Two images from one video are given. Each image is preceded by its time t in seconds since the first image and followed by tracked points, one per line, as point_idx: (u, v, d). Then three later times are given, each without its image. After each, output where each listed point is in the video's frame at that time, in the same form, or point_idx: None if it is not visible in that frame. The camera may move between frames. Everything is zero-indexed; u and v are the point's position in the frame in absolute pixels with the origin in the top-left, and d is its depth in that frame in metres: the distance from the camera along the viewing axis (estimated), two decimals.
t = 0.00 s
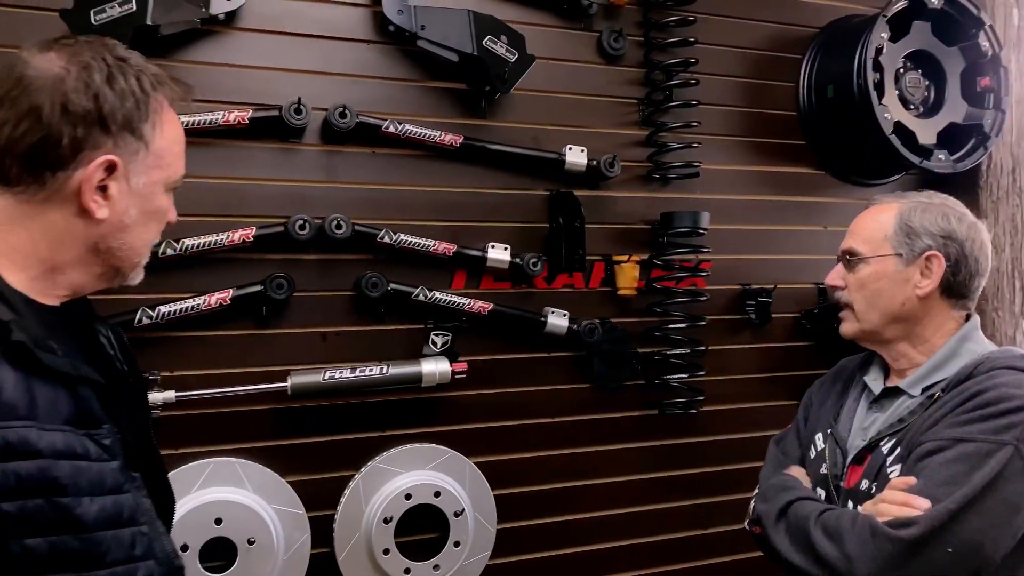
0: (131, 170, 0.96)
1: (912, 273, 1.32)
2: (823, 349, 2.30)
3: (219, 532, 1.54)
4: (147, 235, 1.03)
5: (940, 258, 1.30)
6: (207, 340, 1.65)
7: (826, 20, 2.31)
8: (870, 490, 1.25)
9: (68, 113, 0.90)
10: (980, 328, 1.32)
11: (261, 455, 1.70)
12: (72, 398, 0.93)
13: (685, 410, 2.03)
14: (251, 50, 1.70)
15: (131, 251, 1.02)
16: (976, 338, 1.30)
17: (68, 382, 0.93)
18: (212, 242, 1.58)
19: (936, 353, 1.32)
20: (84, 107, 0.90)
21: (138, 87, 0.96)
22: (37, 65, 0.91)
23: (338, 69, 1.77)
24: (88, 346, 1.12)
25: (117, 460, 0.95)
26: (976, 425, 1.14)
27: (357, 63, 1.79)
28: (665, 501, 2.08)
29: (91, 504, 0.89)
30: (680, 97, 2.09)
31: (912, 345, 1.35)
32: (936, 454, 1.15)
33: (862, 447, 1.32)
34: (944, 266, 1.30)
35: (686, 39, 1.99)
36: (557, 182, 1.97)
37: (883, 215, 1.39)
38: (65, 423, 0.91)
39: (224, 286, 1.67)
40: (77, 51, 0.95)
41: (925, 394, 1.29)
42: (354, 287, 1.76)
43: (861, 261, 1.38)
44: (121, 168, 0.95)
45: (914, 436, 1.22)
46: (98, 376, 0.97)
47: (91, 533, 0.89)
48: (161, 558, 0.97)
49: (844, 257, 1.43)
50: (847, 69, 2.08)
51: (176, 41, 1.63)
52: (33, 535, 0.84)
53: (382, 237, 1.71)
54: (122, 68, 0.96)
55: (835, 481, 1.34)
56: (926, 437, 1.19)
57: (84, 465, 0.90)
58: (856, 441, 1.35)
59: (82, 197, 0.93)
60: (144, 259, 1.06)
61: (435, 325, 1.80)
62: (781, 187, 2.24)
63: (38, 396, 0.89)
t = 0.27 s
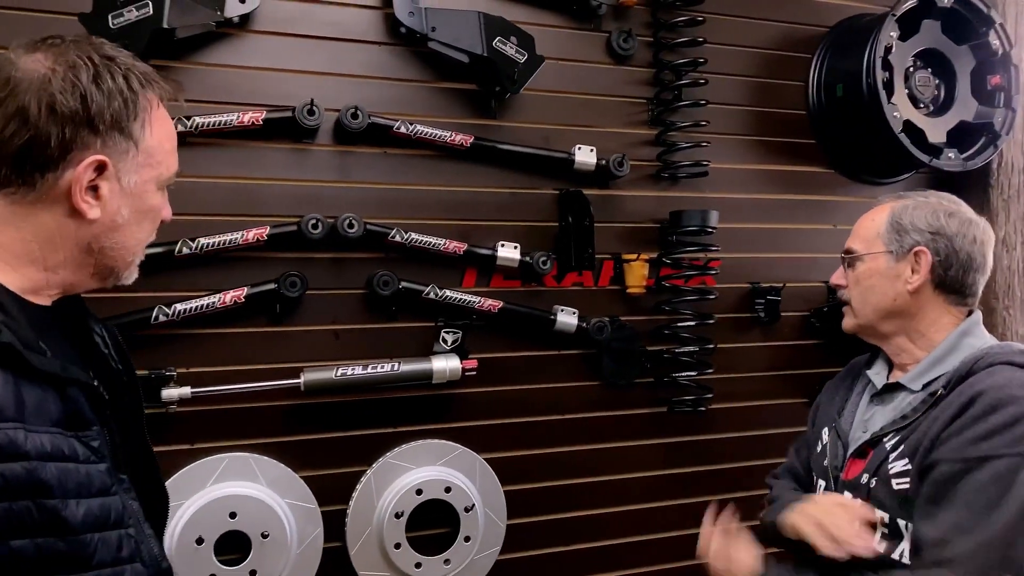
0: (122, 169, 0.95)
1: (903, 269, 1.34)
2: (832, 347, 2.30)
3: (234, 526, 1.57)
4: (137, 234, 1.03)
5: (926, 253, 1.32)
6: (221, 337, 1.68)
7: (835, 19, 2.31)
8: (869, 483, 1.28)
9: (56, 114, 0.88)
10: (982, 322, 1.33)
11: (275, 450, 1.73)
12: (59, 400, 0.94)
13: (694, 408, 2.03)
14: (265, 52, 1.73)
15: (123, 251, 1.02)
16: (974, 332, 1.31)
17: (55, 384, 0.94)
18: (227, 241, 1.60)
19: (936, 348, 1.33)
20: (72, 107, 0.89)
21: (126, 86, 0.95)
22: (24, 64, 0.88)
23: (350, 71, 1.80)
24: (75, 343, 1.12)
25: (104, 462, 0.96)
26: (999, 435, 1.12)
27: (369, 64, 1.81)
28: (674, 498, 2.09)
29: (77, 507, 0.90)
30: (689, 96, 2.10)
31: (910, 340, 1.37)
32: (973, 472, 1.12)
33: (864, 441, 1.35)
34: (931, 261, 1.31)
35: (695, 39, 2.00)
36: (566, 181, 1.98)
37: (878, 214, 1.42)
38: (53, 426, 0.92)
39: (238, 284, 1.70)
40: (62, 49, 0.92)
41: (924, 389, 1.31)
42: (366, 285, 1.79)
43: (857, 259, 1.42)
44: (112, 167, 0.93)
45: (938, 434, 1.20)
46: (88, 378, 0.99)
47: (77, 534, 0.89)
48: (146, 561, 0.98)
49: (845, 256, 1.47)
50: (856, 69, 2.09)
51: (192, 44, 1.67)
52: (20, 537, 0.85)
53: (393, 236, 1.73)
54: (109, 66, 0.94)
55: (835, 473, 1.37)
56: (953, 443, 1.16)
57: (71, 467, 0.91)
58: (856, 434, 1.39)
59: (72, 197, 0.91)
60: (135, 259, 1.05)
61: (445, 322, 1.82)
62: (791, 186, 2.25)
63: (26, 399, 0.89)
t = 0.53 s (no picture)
0: (122, 161, 0.96)
1: (898, 266, 1.36)
2: (838, 344, 2.31)
3: (245, 519, 1.60)
4: (143, 227, 1.04)
5: (922, 252, 1.33)
6: (233, 334, 1.71)
7: (841, 18, 2.32)
8: (866, 482, 1.29)
9: (54, 109, 0.89)
10: (975, 319, 1.34)
11: (285, 445, 1.75)
12: (78, 391, 0.96)
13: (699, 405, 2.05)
14: (275, 53, 1.76)
15: (131, 244, 1.04)
16: (968, 328, 1.33)
17: (73, 375, 0.97)
18: (237, 239, 1.63)
19: (929, 344, 1.35)
20: (69, 102, 0.90)
21: (123, 80, 0.96)
22: (22, 61, 0.90)
23: (359, 71, 1.82)
24: (81, 334, 1.13)
25: (123, 450, 0.99)
26: None
27: (378, 65, 1.84)
28: (680, 494, 2.11)
29: (101, 494, 0.93)
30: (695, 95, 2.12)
31: (900, 334, 1.40)
32: None
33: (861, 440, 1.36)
34: (926, 261, 1.33)
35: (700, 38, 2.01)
36: (573, 180, 2.00)
37: (879, 209, 1.43)
38: (74, 416, 0.94)
39: (249, 281, 1.72)
40: (59, 45, 0.93)
41: (917, 386, 1.32)
42: (374, 283, 1.81)
43: (855, 253, 1.44)
44: (112, 160, 0.95)
45: (977, 450, 1.15)
46: (104, 369, 1.01)
47: (102, 521, 0.92)
48: (171, 544, 1.01)
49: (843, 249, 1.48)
50: (861, 66, 2.09)
51: (203, 45, 1.69)
52: (48, 525, 0.88)
53: (401, 234, 1.75)
54: (105, 60, 0.95)
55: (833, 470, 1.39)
56: (998, 458, 1.11)
57: (92, 456, 0.93)
58: (854, 431, 1.40)
59: (74, 192, 0.93)
60: (144, 250, 1.07)
61: (452, 319, 1.84)
62: (796, 184, 2.26)
63: (46, 390, 0.92)
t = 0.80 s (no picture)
0: (121, 159, 0.98)
1: (891, 270, 1.37)
2: (840, 343, 2.33)
3: (250, 515, 1.62)
4: (146, 218, 1.07)
5: (915, 254, 1.34)
6: (238, 332, 1.73)
7: (843, 19, 2.33)
8: (870, 484, 1.30)
9: (48, 114, 0.90)
10: (968, 317, 1.36)
11: (290, 442, 1.78)
12: (82, 386, 0.99)
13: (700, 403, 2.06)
14: (280, 55, 1.78)
15: (134, 233, 1.06)
16: (960, 326, 1.35)
17: (76, 370, 0.99)
18: (243, 239, 1.65)
19: (922, 345, 1.36)
20: (61, 105, 0.90)
21: (112, 78, 0.96)
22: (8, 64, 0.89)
23: (363, 73, 1.84)
24: (86, 328, 1.15)
25: (129, 442, 1.02)
26: None
27: (382, 66, 1.86)
28: (681, 492, 2.12)
29: (109, 486, 0.96)
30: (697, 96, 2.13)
31: (896, 337, 1.40)
32: None
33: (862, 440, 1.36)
34: (919, 263, 1.34)
35: (702, 39, 2.03)
36: (575, 180, 2.02)
37: (865, 212, 1.43)
38: (80, 412, 0.97)
39: (254, 281, 1.75)
40: (43, 46, 0.92)
41: (916, 386, 1.34)
42: (378, 282, 1.83)
43: (844, 259, 1.44)
44: (111, 159, 0.97)
45: (997, 452, 1.15)
46: (107, 364, 1.04)
47: (111, 512, 0.95)
48: (180, 534, 1.04)
49: (830, 254, 1.48)
50: (862, 67, 2.10)
51: (209, 48, 1.72)
52: (58, 518, 0.91)
53: (404, 234, 1.78)
54: (91, 58, 0.95)
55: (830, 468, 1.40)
56: (1022, 458, 1.12)
57: (100, 449, 0.96)
58: (851, 429, 1.41)
59: (77, 193, 0.95)
60: (149, 238, 1.10)
61: (455, 318, 1.87)
62: (797, 184, 2.28)
63: (51, 386, 0.94)
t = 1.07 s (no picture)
0: (121, 159, 1.00)
1: (901, 272, 1.36)
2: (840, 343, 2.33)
3: (252, 513, 1.63)
4: (155, 212, 1.09)
5: (925, 254, 1.34)
6: (242, 332, 1.75)
7: (844, 20, 2.34)
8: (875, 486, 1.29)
9: (40, 118, 0.91)
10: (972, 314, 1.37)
11: (292, 441, 1.79)
12: (87, 388, 1.01)
13: (701, 403, 2.07)
14: (283, 57, 1.79)
15: (140, 230, 1.08)
16: (965, 326, 1.36)
17: (82, 372, 1.01)
18: (246, 239, 1.67)
19: (930, 345, 1.36)
20: (50, 107, 0.92)
21: (102, 78, 0.97)
22: None
23: (365, 74, 1.86)
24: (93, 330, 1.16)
25: (134, 444, 1.03)
26: None
27: (384, 68, 1.87)
28: (682, 491, 2.13)
29: (113, 487, 0.97)
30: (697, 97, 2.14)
31: (907, 339, 1.40)
32: None
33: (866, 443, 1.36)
34: (931, 262, 1.34)
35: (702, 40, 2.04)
36: (576, 181, 2.03)
37: (867, 216, 1.43)
38: (85, 413, 0.99)
39: (257, 281, 1.76)
40: (34, 50, 0.94)
41: (921, 387, 1.33)
42: (380, 282, 1.85)
43: (852, 264, 1.43)
44: (109, 160, 0.98)
45: (1013, 453, 1.13)
46: (112, 365, 1.05)
47: (115, 513, 0.97)
48: (183, 534, 1.06)
49: (835, 260, 1.47)
50: (862, 67, 2.11)
51: (213, 50, 1.73)
52: (62, 518, 0.92)
53: (406, 234, 1.79)
54: (80, 59, 0.96)
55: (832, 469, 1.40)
56: None
57: (103, 450, 0.98)
58: (852, 430, 1.41)
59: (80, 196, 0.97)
60: (156, 235, 1.12)
61: (456, 318, 1.88)
62: (798, 184, 2.28)
63: (56, 389, 0.96)
